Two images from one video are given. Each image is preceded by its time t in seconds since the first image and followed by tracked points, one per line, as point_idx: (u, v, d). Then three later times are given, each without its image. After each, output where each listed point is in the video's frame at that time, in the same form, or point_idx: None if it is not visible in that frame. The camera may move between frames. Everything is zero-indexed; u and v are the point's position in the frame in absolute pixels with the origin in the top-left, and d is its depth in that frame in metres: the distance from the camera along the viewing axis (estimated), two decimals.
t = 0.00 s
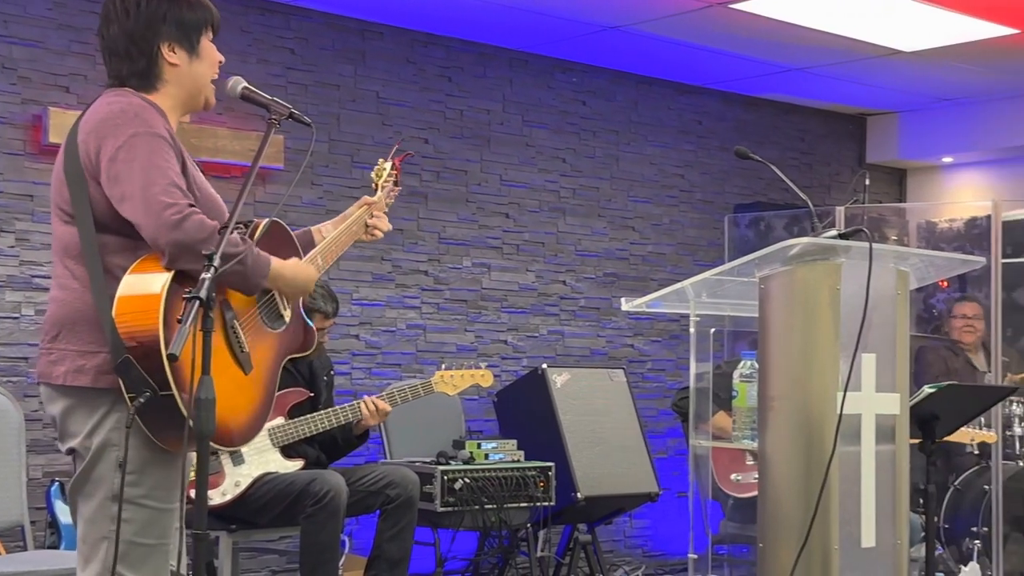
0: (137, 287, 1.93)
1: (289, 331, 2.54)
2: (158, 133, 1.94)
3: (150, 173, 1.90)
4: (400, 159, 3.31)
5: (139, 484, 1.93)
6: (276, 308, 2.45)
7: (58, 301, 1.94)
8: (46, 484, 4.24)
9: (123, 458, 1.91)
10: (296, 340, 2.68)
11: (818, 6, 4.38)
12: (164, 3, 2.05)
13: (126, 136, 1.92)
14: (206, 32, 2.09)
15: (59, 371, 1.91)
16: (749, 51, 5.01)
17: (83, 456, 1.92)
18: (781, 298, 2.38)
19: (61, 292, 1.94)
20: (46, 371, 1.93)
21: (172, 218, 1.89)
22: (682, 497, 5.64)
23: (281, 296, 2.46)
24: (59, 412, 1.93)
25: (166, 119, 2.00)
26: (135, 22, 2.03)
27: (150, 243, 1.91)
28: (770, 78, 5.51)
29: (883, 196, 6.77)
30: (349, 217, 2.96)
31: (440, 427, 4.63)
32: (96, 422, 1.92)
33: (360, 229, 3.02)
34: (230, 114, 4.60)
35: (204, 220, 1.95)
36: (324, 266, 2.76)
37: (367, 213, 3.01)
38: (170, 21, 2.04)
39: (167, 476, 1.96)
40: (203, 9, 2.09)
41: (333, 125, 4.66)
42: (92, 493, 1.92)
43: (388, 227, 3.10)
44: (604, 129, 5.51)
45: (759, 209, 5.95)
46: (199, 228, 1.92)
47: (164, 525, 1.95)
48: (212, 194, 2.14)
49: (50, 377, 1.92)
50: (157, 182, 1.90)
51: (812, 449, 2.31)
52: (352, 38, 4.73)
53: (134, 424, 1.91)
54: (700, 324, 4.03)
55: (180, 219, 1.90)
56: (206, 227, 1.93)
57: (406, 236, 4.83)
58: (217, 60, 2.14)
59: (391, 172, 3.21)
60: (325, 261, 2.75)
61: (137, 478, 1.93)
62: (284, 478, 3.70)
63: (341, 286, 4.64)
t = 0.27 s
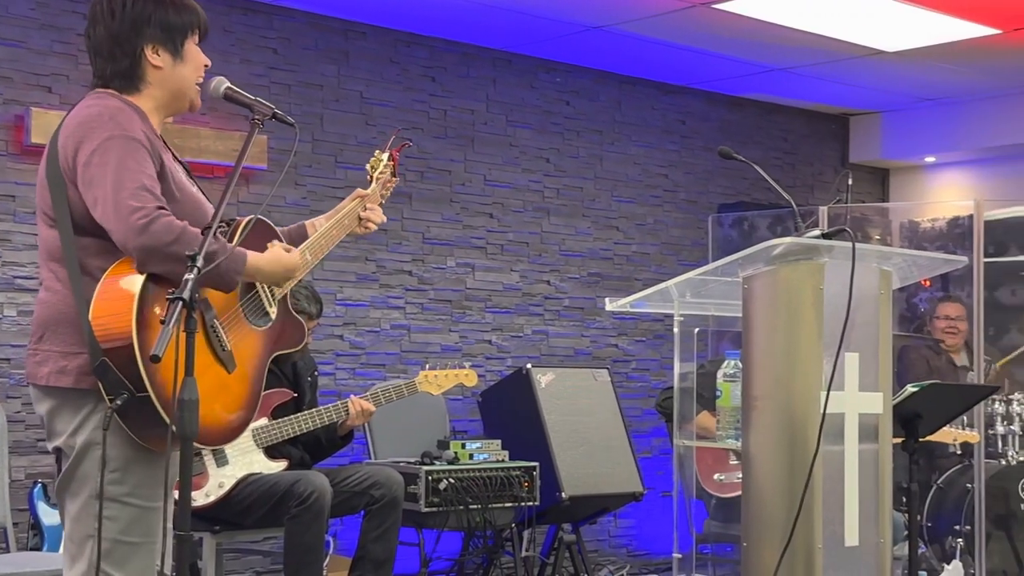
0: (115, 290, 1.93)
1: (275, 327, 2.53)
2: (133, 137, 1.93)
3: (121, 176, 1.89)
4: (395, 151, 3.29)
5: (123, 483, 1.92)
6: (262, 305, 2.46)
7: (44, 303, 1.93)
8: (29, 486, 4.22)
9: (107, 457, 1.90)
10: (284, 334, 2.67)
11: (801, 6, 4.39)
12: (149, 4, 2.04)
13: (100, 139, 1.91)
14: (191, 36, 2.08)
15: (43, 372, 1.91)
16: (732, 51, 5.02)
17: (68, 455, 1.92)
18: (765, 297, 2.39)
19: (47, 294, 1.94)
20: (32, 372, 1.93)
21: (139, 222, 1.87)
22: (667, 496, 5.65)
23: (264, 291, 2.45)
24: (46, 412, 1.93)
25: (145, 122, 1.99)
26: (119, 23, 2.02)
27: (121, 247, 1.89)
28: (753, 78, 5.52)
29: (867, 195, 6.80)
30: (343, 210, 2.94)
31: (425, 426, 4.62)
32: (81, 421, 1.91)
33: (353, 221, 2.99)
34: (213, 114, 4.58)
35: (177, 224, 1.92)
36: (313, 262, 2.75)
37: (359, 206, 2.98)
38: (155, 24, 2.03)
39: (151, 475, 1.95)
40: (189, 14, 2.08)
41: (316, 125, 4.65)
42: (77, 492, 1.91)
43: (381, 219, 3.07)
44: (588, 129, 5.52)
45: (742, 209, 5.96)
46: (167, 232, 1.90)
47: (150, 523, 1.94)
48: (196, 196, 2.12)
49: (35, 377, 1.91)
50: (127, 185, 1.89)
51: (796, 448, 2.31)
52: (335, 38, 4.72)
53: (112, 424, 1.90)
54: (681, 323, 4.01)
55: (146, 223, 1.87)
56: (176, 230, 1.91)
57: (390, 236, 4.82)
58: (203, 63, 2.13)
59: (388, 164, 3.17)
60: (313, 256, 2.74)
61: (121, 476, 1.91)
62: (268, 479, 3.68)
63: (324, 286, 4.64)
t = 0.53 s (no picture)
0: (91, 291, 1.91)
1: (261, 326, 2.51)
2: (113, 138, 1.92)
3: (102, 177, 1.89)
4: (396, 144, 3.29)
5: (107, 481, 1.91)
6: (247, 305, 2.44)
7: (29, 304, 1.94)
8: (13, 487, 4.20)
9: (90, 456, 1.90)
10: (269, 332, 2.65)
11: (785, 6, 4.40)
12: (119, 7, 2.03)
13: (80, 142, 1.91)
14: (167, 33, 2.06)
15: (26, 373, 1.91)
16: (717, 51, 5.03)
17: (53, 454, 1.92)
18: (751, 296, 2.39)
19: (32, 296, 1.95)
20: (18, 372, 1.94)
21: (122, 222, 1.86)
22: (654, 495, 5.66)
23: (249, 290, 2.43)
24: (32, 411, 1.94)
25: (126, 123, 1.98)
26: (94, 27, 2.01)
27: (102, 248, 1.89)
28: (738, 78, 5.54)
29: (852, 195, 6.82)
30: (335, 206, 2.94)
31: (412, 426, 4.62)
32: (65, 420, 1.91)
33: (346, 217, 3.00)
34: (198, 114, 4.57)
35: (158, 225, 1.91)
36: (303, 257, 2.75)
37: (352, 201, 2.98)
38: (128, 25, 2.02)
39: (136, 474, 1.95)
40: (163, 11, 2.07)
41: (302, 125, 4.64)
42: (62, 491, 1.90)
43: (376, 214, 3.06)
44: (574, 128, 5.52)
45: (728, 208, 5.98)
46: (149, 233, 1.88)
47: (135, 522, 1.94)
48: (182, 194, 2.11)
49: (20, 378, 1.92)
50: (106, 187, 1.88)
51: (782, 447, 2.32)
52: (321, 37, 4.71)
53: (90, 422, 1.90)
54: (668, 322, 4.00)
55: (129, 223, 1.87)
56: (157, 232, 1.90)
57: (376, 236, 4.82)
58: (184, 59, 2.11)
59: (386, 158, 3.17)
60: (303, 252, 2.74)
61: (105, 474, 1.91)
62: (254, 480, 3.66)
63: (310, 286, 4.63)
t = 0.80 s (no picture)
0: (69, 291, 1.89)
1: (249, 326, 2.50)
2: (93, 139, 1.91)
3: (81, 179, 1.88)
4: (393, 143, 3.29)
5: (94, 480, 1.91)
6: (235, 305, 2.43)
7: (16, 305, 1.94)
8: None
9: (77, 454, 1.89)
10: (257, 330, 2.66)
11: (772, 5, 4.41)
12: (102, 6, 2.03)
13: (60, 144, 1.90)
14: (150, 33, 2.06)
15: (12, 373, 1.91)
16: (704, 50, 5.04)
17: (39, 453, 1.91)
18: (740, 294, 2.40)
19: (20, 296, 1.95)
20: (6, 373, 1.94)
21: (101, 221, 1.86)
22: (642, 494, 5.67)
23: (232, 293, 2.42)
24: (21, 411, 1.94)
25: (108, 125, 1.98)
26: (77, 27, 2.02)
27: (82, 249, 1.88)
28: (726, 77, 5.55)
29: (839, 193, 6.84)
30: (327, 204, 2.94)
31: (401, 425, 4.62)
32: (50, 420, 1.91)
33: (338, 216, 2.98)
34: (185, 114, 4.56)
35: (138, 225, 1.90)
36: (292, 256, 2.74)
37: (344, 200, 2.97)
38: (109, 25, 2.02)
39: (123, 472, 1.94)
40: (147, 12, 2.06)
41: (290, 124, 4.64)
42: (48, 491, 1.90)
43: (369, 212, 3.05)
44: (562, 127, 5.53)
45: (716, 207, 5.99)
46: (129, 234, 1.88)
47: (123, 521, 1.93)
48: (168, 196, 2.10)
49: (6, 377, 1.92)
50: (87, 188, 1.87)
51: (770, 445, 2.32)
52: (309, 36, 4.70)
53: (70, 421, 1.89)
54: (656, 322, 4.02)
55: (109, 223, 1.86)
56: (136, 233, 1.89)
57: (365, 235, 4.82)
58: (171, 60, 2.10)
59: (382, 157, 3.19)
60: (293, 250, 2.74)
61: (91, 473, 1.91)
62: (243, 479, 3.64)
63: (298, 285, 4.62)
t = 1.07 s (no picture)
0: (59, 289, 1.89)
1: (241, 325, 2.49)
2: (83, 137, 1.91)
3: (71, 176, 1.87)
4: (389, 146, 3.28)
5: (83, 479, 1.90)
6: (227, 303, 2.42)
7: (6, 304, 1.93)
8: None
9: (65, 453, 1.88)
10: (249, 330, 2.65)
11: (764, 3, 4.42)
12: (100, 6, 2.02)
13: (51, 141, 1.90)
14: (147, 34, 2.05)
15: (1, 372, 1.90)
16: (697, 48, 5.04)
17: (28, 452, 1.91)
18: (733, 292, 2.40)
19: (9, 295, 1.94)
20: None
21: (91, 219, 1.85)
22: (635, 492, 5.67)
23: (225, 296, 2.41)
24: (11, 410, 1.94)
25: (99, 123, 1.97)
26: (73, 26, 2.02)
27: (71, 246, 1.88)
28: (718, 76, 5.56)
29: (831, 192, 6.86)
30: (321, 207, 2.94)
31: (393, 425, 4.61)
32: (40, 418, 1.91)
33: (333, 218, 2.99)
34: (177, 112, 4.55)
35: (127, 223, 1.90)
36: (284, 258, 2.74)
37: (339, 202, 2.97)
38: (106, 25, 2.01)
39: (112, 471, 1.93)
40: (145, 13, 2.05)
41: (282, 123, 4.63)
42: (37, 490, 1.89)
43: (364, 215, 3.05)
44: (554, 126, 5.53)
45: (708, 205, 6.00)
46: (118, 231, 1.87)
47: (112, 520, 1.92)
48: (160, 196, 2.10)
49: None
50: (76, 185, 1.87)
51: (764, 443, 2.32)
52: (301, 35, 4.70)
53: (58, 419, 1.88)
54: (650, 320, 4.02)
55: (99, 220, 1.85)
56: (125, 230, 1.88)
57: (357, 233, 4.81)
58: (167, 62, 2.09)
59: (378, 160, 3.16)
60: (285, 252, 2.73)
61: (80, 472, 1.90)
62: (235, 479, 3.62)
63: (291, 284, 4.62)
